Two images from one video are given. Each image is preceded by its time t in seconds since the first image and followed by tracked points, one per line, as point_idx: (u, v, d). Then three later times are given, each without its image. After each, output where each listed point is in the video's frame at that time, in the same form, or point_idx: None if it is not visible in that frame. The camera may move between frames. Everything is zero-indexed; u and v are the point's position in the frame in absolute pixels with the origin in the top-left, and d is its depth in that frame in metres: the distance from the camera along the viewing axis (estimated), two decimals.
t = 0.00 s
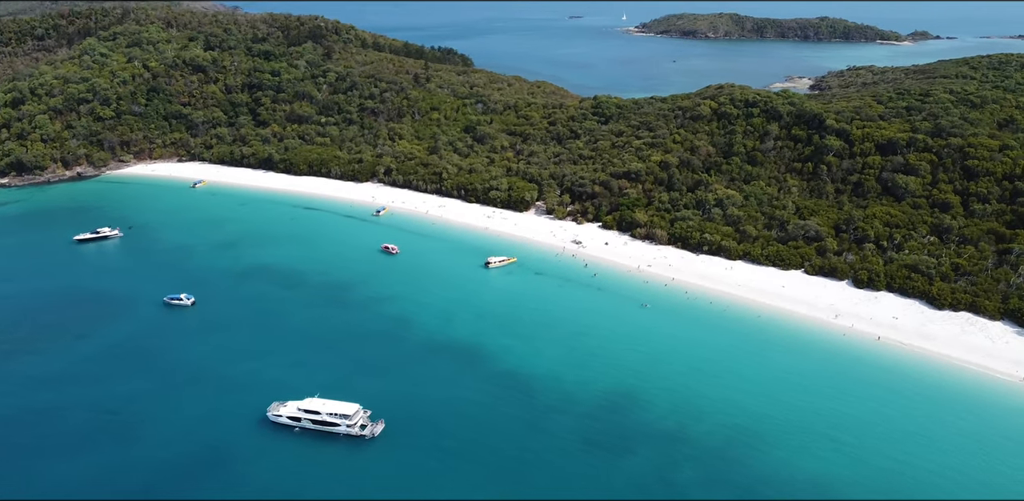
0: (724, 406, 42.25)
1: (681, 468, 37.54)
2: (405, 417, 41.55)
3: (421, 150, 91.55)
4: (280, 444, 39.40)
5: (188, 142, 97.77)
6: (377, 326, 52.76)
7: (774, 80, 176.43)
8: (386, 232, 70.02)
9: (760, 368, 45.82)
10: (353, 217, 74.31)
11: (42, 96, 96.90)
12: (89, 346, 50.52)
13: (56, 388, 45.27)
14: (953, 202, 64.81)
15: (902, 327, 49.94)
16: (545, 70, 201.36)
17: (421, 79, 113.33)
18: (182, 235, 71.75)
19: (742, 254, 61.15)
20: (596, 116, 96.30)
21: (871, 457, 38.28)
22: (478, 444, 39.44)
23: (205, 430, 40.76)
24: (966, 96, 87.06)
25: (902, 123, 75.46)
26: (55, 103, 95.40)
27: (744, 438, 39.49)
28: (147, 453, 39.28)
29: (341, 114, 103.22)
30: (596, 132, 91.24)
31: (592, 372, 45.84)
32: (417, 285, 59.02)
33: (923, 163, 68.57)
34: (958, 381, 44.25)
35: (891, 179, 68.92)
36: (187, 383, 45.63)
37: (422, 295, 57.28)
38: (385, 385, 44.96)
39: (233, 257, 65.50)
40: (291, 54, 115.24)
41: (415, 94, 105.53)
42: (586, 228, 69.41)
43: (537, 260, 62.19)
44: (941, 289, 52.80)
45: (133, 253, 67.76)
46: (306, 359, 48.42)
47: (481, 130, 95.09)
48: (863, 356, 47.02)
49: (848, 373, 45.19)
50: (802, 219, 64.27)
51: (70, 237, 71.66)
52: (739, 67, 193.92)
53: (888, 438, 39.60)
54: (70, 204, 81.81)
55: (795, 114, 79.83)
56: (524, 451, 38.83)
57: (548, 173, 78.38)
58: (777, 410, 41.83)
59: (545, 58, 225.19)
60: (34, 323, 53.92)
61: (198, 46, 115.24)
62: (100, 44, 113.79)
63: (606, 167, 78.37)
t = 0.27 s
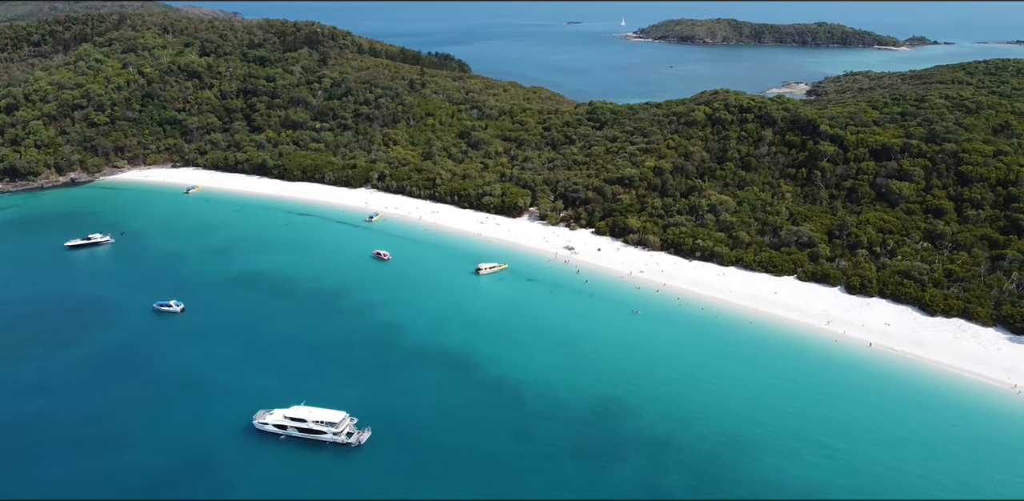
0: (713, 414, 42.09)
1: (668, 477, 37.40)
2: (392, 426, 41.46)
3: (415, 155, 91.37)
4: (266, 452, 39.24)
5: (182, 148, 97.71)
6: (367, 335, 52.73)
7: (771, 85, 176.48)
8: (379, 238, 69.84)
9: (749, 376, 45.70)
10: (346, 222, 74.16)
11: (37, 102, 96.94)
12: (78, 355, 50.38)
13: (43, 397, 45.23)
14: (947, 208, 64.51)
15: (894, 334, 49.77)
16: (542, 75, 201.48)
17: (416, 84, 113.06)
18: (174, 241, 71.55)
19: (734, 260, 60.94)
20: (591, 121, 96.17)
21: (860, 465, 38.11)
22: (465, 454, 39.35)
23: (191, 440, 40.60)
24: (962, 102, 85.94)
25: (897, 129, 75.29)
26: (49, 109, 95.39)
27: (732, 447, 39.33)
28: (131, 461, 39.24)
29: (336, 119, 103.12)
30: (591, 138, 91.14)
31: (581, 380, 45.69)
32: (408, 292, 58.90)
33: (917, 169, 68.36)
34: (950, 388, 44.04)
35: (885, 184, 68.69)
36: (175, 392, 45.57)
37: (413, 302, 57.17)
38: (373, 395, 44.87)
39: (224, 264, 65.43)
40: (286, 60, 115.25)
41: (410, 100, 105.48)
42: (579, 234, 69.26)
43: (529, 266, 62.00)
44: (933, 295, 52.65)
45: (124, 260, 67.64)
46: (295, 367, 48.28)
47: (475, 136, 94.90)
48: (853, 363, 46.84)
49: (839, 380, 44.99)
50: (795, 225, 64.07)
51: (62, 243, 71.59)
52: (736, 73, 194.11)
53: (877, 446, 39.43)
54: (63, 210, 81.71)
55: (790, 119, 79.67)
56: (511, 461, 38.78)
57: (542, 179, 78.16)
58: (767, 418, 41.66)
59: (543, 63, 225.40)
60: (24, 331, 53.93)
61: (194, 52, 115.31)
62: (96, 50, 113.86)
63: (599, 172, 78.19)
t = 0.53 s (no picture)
0: (703, 417, 41.86)
1: (656, 481, 37.16)
2: (379, 429, 41.18)
3: (409, 156, 91.14)
4: (251, 455, 38.92)
5: (176, 149, 97.41)
6: (356, 337, 52.46)
7: (768, 86, 176.26)
8: (371, 240, 69.59)
9: (739, 378, 45.48)
10: (339, 224, 73.90)
11: (30, 103, 96.77)
12: (65, 357, 50.07)
13: (29, 399, 44.93)
14: (941, 209, 64.16)
15: (886, 336, 49.53)
16: (540, 76, 201.25)
17: (412, 85, 112.77)
18: (166, 243, 71.31)
19: (727, 261, 60.73)
20: (586, 122, 95.92)
21: (850, 468, 37.87)
22: (452, 458, 39.08)
23: (176, 442, 40.32)
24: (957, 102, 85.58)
25: (891, 130, 75.03)
26: (42, 110, 95.13)
27: (721, 451, 39.10)
28: (115, 464, 38.93)
29: (331, 120, 102.85)
30: (586, 138, 90.90)
31: (571, 383, 45.47)
32: (399, 294, 58.67)
33: (911, 170, 68.09)
34: (942, 391, 43.76)
35: (879, 185, 68.29)
36: (162, 395, 45.35)
37: (404, 304, 56.94)
38: (361, 397, 44.58)
39: (215, 266, 65.21)
40: (282, 61, 114.97)
41: (405, 101, 105.24)
42: (572, 235, 69.03)
43: (521, 268, 61.74)
44: (926, 297, 52.44)
45: (114, 261, 67.36)
46: (284, 370, 48.05)
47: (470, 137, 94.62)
48: (846, 365, 46.59)
49: (830, 382, 44.74)
50: (788, 227, 63.85)
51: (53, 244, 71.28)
52: (733, 74, 193.91)
53: (867, 449, 39.17)
54: (55, 211, 81.37)
55: (784, 120, 79.42)
56: (498, 464, 38.53)
57: (536, 180, 77.97)
58: (756, 421, 41.42)
59: (541, 64, 225.16)
60: (12, 333, 53.64)
61: (189, 52, 115.06)
62: (90, 51, 113.61)
63: (593, 173, 77.95)
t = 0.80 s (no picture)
0: (693, 421, 41.66)
1: (645, 486, 36.95)
2: (368, 433, 40.82)
3: (404, 157, 90.84)
4: (238, 460, 38.59)
5: (170, 150, 97.09)
6: (347, 340, 52.17)
7: (765, 87, 176.00)
8: (364, 242, 69.29)
9: (731, 382, 45.21)
10: (332, 225, 73.59)
11: (24, 105, 96.56)
12: (53, 361, 49.73)
13: (15, 403, 44.62)
14: (936, 211, 63.76)
15: (879, 339, 49.28)
16: (537, 77, 200.97)
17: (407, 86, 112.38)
18: (158, 245, 71.00)
19: (720, 264, 60.46)
20: (582, 123, 95.62)
21: (840, 472, 37.66)
22: (440, 462, 38.75)
23: (162, 447, 40.01)
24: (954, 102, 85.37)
25: (887, 131, 74.73)
26: (36, 111, 94.87)
27: (710, 455, 38.90)
28: (100, 469, 38.60)
29: (326, 121, 102.56)
30: (581, 139, 90.59)
31: (561, 387, 45.27)
32: (391, 296, 58.38)
33: (907, 171, 67.75)
34: (935, 394, 43.48)
35: (874, 187, 67.89)
36: (150, 400, 44.99)
37: (395, 307, 56.69)
38: (350, 401, 44.25)
39: (206, 269, 64.92)
40: (277, 61, 114.63)
41: (400, 102, 104.96)
42: (566, 237, 68.74)
43: (514, 270, 61.47)
44: (920, 300, 52.20)
45: (106, 263, 67.04)
46: (273, 373, 47.73)
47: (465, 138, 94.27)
48: (838, 368, 46.32)
49: (822, 386, 44.49)
50: (783, 229, 63.56)
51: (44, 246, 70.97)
52: (731, 75, 193.59)
53: (859, 453, 38.92)
54: (48, 213, 81.02)
55: (780, 121, 79.10)
56: (486, 469, 38.26)
57: (530, 182, 77.72)
58: (747, 425, 41.22)
59: (539, 65, 224.83)
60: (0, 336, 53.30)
61: (184, 53, 114.76)
62: (85, 52, 113.31)
63: (588, 175, 77.67)
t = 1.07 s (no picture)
0: (683, 424, 41.40)
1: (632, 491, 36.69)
2: (354, 437, 40.52)
3: (398, 159, 90.53)
4: (223, 464, 38.29)
5: (164, 151, 96.78)
6: (337, 343, 51.95)
7: (763, 87, 175.64)
8: (356, 243, 68.98)
9: (722, 385, 44.90)
10: (325, 227, 73.26)
11: (18, 106, 96.32)
12: (41, 364, 49.55)
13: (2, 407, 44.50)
14: (931, 212, 63.34)
15: (872, 342, 48.98)
16: (535, 77, 200.55)
17: (403, 86, 112.00)
18: (150, 246, 70.72)
19: (714, 266, 60.17)
20: (577, 124, 95.32)
21: (830, 477, 37.43)
22: (427, 466, 38.42)
23: (149, 451, 39.85)
24: (951, 102, 84.94)
25: (883, 132, 74.39)
26: (29, 113, 94.57)
27: (700, 459, 38.65)
28: (85, 474, 38.61)
29: (321, 122, 102.22)
30: (576, 141, 90.29)
31: (551, 390, 45.03)
32: (382, 298, 58.09)
33: (902, 173, 67.38)
34: (927, 398, 43.18)
35: (869, 188, 67.48)
36: (137, 404, 44.72)
37: (386, 309, 56.41)
38: (338, 404, 44.00)
39: (197, 271, 64.65)
40: (273, 62, 114.31)
41: (396, 102, 104.62)
42: (560, 239, 68.46)
43: (506, 272, 61.16)
44: (914, 302, 51.92)
45: (97, 265, 66.73)
46: (261, 377, 47.47)
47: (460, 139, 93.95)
48: (830, 371, 46.02)
49: (813, 389, 44.24)
50: (777, 230, 63.29)
51: (36, 248, 70.65)
52: (729, 75, 193.09)
53: (849, 457, 38.70)
54: (40, 214, 80.68)
55: (775, 122, 78.75)
56: (474, 473, 37.98)
57: (524, 183, 77.44)
58: (736, 428, 41.01)
59: (537, 65, 224.38)
60: None
61: (179, 54, 114.48)
62: (80, 52, 113.01)
63: (582, 176, 77.38)
